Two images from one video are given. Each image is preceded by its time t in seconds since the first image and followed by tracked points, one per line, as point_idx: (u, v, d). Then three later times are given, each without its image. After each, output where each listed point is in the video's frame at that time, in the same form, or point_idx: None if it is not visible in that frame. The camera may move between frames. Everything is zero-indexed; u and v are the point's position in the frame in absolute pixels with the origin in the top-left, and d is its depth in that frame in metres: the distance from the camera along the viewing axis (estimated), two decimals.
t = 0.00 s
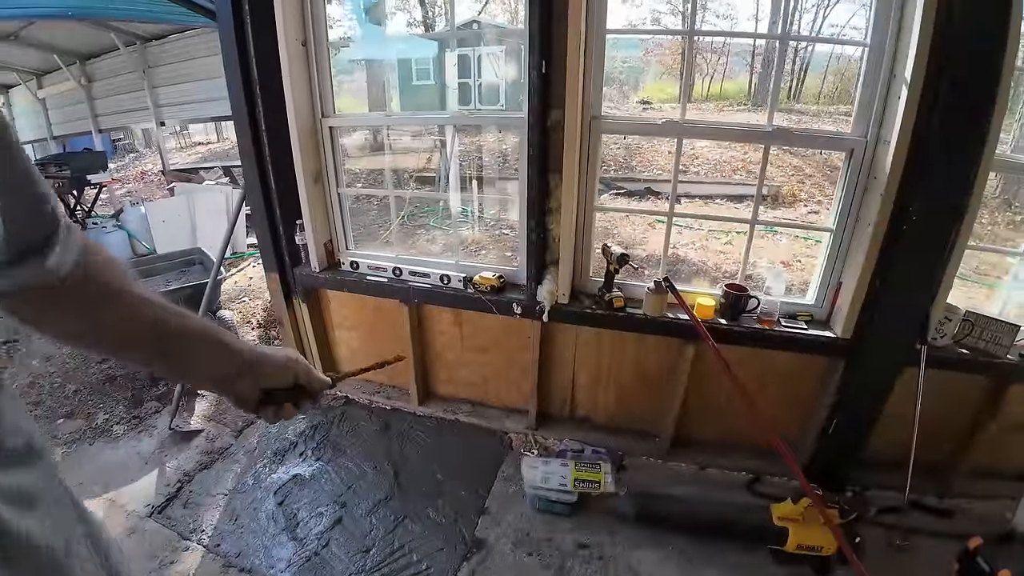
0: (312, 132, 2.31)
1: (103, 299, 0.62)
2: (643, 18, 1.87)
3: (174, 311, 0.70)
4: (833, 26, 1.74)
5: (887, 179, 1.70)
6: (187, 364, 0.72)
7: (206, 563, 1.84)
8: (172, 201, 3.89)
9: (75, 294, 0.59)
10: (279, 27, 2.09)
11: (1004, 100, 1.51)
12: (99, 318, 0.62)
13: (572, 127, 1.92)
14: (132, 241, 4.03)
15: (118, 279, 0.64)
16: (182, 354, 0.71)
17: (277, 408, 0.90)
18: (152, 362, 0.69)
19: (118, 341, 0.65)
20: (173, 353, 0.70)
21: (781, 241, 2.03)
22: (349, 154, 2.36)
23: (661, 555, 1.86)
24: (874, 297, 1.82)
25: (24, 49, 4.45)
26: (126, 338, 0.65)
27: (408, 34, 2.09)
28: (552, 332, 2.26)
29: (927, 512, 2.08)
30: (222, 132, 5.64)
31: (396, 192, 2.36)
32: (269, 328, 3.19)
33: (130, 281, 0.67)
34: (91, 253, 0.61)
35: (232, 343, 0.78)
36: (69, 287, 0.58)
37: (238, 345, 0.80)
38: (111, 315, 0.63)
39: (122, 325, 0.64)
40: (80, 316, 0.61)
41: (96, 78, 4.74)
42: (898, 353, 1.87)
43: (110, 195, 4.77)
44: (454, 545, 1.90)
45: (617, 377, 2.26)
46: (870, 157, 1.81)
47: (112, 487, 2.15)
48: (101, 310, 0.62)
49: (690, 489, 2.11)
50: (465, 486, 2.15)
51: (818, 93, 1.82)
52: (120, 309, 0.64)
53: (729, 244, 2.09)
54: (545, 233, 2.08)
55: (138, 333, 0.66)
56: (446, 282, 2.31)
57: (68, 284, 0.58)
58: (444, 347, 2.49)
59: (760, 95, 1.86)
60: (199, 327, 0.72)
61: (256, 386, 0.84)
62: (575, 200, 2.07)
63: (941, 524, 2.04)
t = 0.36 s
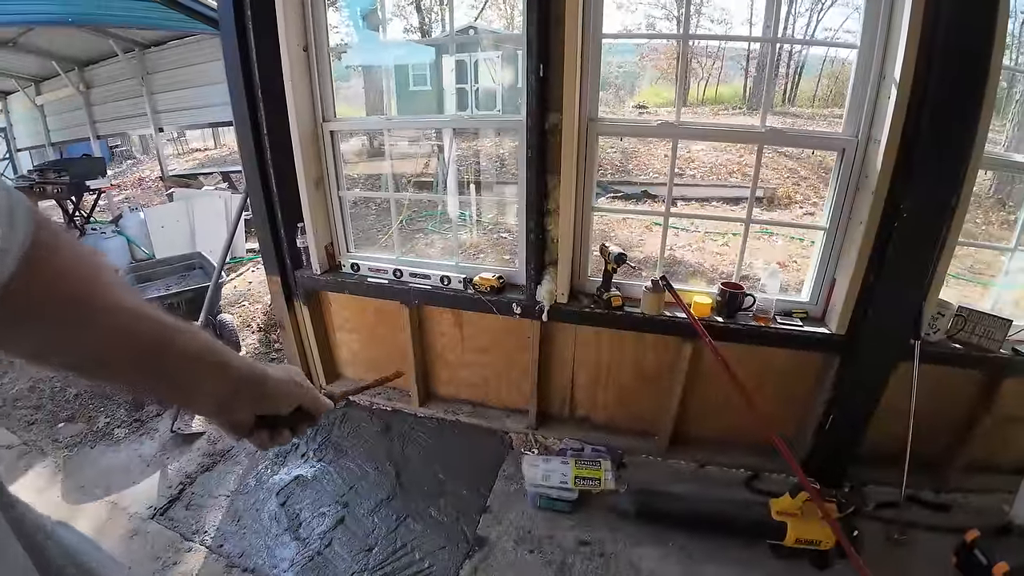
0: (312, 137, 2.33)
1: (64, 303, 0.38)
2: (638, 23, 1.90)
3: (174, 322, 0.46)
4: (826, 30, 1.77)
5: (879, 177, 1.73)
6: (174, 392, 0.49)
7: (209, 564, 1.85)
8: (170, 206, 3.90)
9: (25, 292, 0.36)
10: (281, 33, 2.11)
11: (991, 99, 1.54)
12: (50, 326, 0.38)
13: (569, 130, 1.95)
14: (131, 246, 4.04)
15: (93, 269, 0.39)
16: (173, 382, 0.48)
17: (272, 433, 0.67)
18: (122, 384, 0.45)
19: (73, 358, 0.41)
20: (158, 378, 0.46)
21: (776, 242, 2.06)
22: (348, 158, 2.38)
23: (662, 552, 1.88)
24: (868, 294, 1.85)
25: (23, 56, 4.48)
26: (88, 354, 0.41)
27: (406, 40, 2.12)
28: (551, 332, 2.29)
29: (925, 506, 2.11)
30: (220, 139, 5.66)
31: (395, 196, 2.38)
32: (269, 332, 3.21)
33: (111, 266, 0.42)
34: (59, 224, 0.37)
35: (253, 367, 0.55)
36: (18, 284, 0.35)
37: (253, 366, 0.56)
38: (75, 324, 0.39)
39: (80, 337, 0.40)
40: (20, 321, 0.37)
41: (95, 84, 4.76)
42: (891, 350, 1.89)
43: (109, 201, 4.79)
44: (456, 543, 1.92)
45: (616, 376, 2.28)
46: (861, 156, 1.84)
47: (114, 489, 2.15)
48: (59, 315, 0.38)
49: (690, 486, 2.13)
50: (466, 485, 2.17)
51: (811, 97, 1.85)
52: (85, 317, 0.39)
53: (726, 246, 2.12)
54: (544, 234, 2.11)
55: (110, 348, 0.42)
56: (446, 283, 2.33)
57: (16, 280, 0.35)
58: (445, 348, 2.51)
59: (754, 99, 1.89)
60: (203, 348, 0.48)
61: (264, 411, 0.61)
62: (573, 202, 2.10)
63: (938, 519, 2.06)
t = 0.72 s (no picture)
0: (301, 134, 2.31)
1: (56, 302, 0.36)
2: (628, 18, 1.90)
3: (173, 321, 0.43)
4: (815, 25, 1.78)
5: (867, 170, 1.75)
6: (179, 401, 0.46)
7: (203, 565, 1.84)
8: (158, 205, 3.86)
9: (15, 291, 0.33)
10: (268, 29, 2.09)
11: (978, 93, 1.56)
12: (39, 329, 0.36)
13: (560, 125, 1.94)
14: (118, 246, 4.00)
15: (86, 266, 0.37)
16: (181, 392, 0.45)
17: (283, 443, 0.64)
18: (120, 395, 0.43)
19: (66, 367, 0.38)
20: (158, 384, 0.44)
21: (767, 236, 2.07)
22: (338, 155, 2.37)
23: (655, 545, 1.89)
24: (857, 287, 1.87)
25: (6, 54, 4.41)
26: (83, 359, 0.39)
27: (395, 35, 2.11)
28: (543, 327, 2.29)
29: (915, 496, 2.14)
30: (208, 136, 5.60)
31: (385, 193, 2.37)
32: (260, 331, 3.18)
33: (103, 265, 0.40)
34: (50, 218, 0.35)
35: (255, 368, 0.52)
36: (9, 284, 0.33)
37: (256, 368, 0.54)
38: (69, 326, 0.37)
39: (74, 340, 0.38)
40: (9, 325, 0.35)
41: (80, 82, 4.69)
42: (881, 342, 1.91)
43: (95, 200, 4.73)
44: (451, 539, 1.92)
45: (608, 371, 2.29)
46: (850, 150, 1.85)
47: (105, 492, 2.14)
48: (51, 316, 0.36)
49: (682, 480, 2.15)
50: (460, 481, 2.17)
51: (800, 91, 1.86)
52: (74, 317, 0.37)
53: (716, 240, 2.12)
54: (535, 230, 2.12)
55: (106, 352, 0.39)
56: (438, 279, 2.32)
57: (6, 280, 0.33)
58: (437, 344, 2.50)
59: (744, 94, 1.90)
60: (206, 349, 0.46)
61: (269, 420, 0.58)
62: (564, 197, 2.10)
63: (927, 508, 2.09)
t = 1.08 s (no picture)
0: (282, 122, 2.27)
1: (56, 293, 0.39)
2: (613, 2, 1.88)
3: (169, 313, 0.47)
4: (801, 9, 1.77)
5: (851, 154, 1.76)
6: (180, 388, 0.50)
7: (193, 558, 1.84)
8: (138, 196, 3.79)
9: (17, 282, 0.37)
10: (246, 14, 2.04)
11: (962, 77, 1.57)
12: (50, 322, 0.40)
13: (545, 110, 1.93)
14: (98, 238, 3.92)
15: (88, 259, 0.41)
16: (181, 380, 0.50)
17: (283, 435, 0.69)
18: (123, 383, 0.47)
19: (76, 356, 0.43)
20: (155, 372, 0.47)
21: (752, 221, 2.08)
22: (320, 143, 2.34)
23: (644, 527, 1.92)
24: (841, 270, 1.89)
25: None
26: (86, 349, 0.43)
27: (377, 20, 2.07)
28: (531, 314, 2.29)
29: (898, 475, 2.18)
30: (188, 125, 5.48)
31: (369, 180, 2.34)
32: (245, 322, 3.15)
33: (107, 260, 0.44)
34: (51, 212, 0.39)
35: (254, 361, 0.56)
36: (11, 273, 0.36)
37: (253, 360, 0.58)
38: (70, 317, 0.41)
39: (77, 331, 0.41)
40: (18, 316, 0.39)
41: (54, 71, 4.56)
42: (865, 324, 1.93)
43: (73, 193, 4.62)
44: (442, 526, 1.93)
45: (596, 357, 2.30)
46: (834, 134, 1.86)
47: (92, 488, 2.11)
48: (54, 307, 0.40)
49: (670, 462, 2.18)
50: (450, 468, 2.18)
51: (786, 76, 1.86)
52: (77, 308, 0.41)
53: (702, 225, 2.13)
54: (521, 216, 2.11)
55: (107, 342, 0.43)
56: (424, 266, 2.31)
57: (8, 270, 0.36)
58: (425, 332, 2.49)
59: (730, 79, 1.90)
60: (197, 338, 0.49)
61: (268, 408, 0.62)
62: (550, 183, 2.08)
63: (909, 486, 2.13)
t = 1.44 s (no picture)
0: (272, 113, 2.25)
1: (69, 290, 0.42)
2: None
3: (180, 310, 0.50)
4: None
5: (844, 143, 1.76)
6: (190, 386, 0.53)
7: (189, 553, 1.84)
8: (127, 190, 3.75)
9: (29, 279, 0.40)
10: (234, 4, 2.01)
11: (955, 67, 1.57)
12: (65, 319, 0.43)
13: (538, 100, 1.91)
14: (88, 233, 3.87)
15: (99, 259, 0.44)
16: (191, 377, 0.52)
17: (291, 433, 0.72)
18: (135, 379, 0.49)
19: (90, 352, 0.45)
20: (164, 369, 0.50)
21: (745, 211, 2.09)
22: (311, 135, 2.32)
23: (638, 515, 1.94)
24: (833, 259, 1.90)
25: None
26: (99, 346, 0.45)
27: (367, 10, 2.04)
28: (525, 305, 2.29)
29: (889, 462, 2.21)
30: (177, 117, 5.42)
31: (361, 171, 2.33)
32: (238, 316, 3.13)
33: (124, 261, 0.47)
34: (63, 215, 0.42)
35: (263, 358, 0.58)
36: (24, 270, 0.40)
37: (263, 359, 0.60)
38: (83, 314, 0.44)
39: (89, 326, 0.44)
40: (35, 315, 0.42)
41: (40, 64, 4.49)
42: (857, 313, 1.95)
43: (61, 187, 4.56)
44: (438, 516, 1.94)
45: (590, 347, 2.31)
46: (827, 124, 1.86)
47: (86, 485, 2.10)
48: (68, 304, 0.43)
49: (664, 451, 2.19)
50: (445, 459, 2.18)
51: (779, 66, 1.86)
52: (89, 305, 0.44)
53: (695, 215, 2.13)
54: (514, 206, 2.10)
55: (120, 339, 0.46)
56: (417, 258, 2.30)
57: (21, 267, 0.39)
58: (418, 324, 2.49)
59: (723, 69, 1.89)
60: (205, 334, 0.52)
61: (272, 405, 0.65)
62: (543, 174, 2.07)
63: (900, 473, 2.16)
